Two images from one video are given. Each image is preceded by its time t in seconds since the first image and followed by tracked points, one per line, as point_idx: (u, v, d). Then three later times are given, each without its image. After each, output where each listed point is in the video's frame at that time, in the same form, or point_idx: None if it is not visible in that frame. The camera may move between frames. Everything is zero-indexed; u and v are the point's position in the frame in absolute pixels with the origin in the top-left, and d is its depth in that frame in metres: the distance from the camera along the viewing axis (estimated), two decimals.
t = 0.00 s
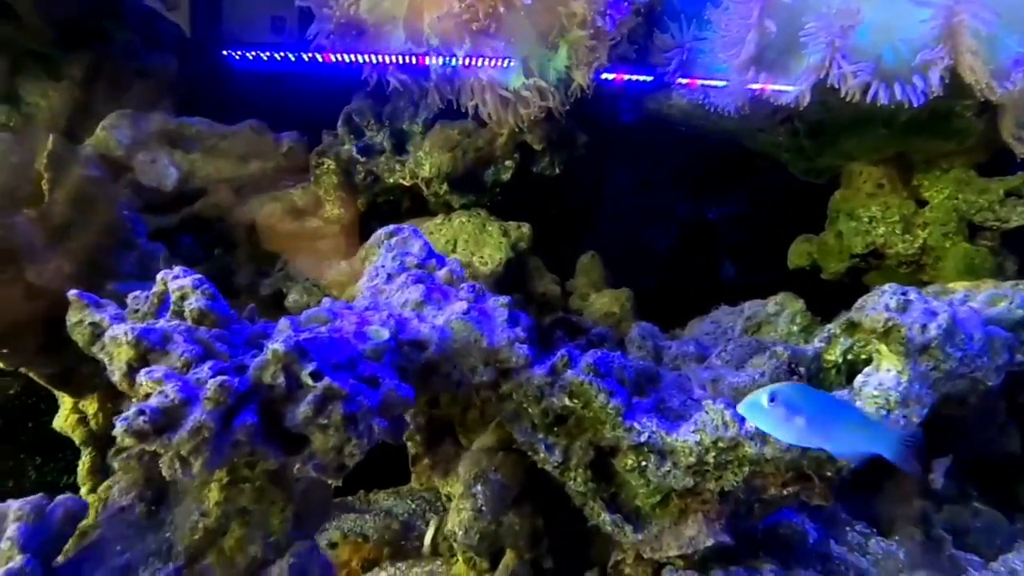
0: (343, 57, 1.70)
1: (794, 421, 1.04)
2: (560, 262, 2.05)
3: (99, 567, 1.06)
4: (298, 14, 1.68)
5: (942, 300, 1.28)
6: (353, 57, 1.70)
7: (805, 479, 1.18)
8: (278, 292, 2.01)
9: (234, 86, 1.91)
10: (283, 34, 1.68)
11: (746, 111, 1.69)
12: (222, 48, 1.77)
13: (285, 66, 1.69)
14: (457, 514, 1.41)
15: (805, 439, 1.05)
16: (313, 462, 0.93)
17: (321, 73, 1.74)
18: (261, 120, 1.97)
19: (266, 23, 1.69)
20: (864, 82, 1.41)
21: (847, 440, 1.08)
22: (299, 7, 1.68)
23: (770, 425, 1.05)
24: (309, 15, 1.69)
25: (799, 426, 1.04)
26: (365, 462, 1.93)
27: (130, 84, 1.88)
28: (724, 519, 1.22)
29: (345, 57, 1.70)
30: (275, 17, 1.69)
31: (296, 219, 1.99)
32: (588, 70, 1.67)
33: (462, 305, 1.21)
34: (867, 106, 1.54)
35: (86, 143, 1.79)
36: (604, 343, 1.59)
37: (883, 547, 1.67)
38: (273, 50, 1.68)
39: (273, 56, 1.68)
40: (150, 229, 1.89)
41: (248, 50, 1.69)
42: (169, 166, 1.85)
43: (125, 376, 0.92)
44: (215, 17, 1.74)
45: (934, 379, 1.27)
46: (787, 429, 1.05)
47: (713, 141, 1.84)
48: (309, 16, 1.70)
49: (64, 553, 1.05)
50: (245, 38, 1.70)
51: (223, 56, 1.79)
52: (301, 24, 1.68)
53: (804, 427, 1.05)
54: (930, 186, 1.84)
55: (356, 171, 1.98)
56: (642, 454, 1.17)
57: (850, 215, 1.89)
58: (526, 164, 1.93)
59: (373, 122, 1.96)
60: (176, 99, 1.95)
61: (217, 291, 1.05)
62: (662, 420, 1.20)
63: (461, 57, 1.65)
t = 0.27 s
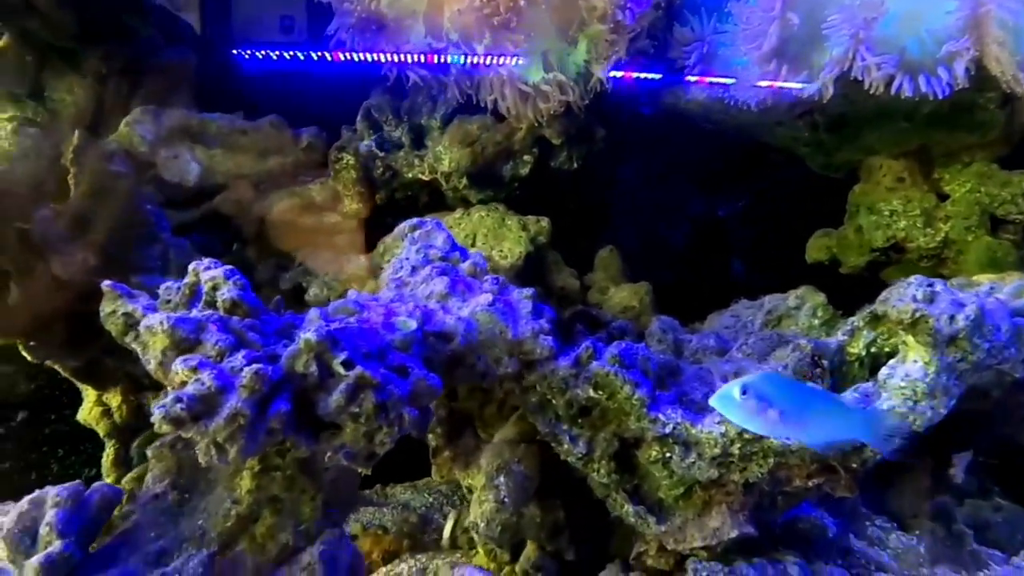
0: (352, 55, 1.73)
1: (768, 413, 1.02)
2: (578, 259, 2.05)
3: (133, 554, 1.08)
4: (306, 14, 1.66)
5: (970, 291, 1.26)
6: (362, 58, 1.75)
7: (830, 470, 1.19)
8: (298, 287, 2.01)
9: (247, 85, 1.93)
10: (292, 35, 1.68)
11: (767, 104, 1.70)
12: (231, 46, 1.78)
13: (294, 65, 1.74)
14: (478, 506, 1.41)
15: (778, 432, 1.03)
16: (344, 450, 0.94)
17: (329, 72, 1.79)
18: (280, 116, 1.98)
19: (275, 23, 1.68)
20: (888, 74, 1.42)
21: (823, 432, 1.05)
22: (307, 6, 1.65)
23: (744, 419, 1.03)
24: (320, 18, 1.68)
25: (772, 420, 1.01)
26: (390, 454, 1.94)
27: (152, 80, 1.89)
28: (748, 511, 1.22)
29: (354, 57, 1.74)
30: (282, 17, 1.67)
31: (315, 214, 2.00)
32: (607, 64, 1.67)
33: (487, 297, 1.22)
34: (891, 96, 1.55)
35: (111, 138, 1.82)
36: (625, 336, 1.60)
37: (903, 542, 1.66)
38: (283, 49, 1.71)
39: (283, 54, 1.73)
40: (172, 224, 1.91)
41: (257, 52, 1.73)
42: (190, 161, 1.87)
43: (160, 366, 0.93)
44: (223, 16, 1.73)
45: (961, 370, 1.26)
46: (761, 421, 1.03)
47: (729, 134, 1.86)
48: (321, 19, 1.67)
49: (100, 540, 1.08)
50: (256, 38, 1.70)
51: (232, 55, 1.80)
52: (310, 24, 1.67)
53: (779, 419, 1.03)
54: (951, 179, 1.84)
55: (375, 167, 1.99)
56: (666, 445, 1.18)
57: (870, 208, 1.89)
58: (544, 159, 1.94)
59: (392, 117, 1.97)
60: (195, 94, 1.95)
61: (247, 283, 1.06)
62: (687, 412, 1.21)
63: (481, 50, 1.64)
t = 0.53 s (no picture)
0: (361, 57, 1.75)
1: (748, 428, 1.00)
2: (594, 259, 2.04)
3: (163, 552, 1.10)
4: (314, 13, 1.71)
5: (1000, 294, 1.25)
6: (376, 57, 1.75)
7: (857, 474, 1.18)
8: (316, 287, 2.00)
9: (262, 88, 1.96)
10: (301, 35, 1.73)
11: (790, 108, 1.70)
12: (240, 48, 1.84)
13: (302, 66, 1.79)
14: (499, 508, 1.41)
15: (760, 446, 1.01)
16: (373, 450, 0.95)
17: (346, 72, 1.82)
18: (298, 116, 2.00)
19: (284, 25, 1.73)
20: (914, 75, 1.42)
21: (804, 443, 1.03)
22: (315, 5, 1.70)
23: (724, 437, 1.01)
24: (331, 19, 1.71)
25: (751, 435, 0.99)
26: (414, 454, 1.97)
27: (174, 82, 1.90)
28: (772, 515, 1.21)
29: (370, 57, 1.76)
30: (292, 18, 1.72)
31: (333, 214, 2.01)
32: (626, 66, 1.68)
33: (510, 298, 1.22)
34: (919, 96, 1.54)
35: (133, 139, 1.83)
36: (645, 338, 1.59)
37: (924, 547, 1.60)
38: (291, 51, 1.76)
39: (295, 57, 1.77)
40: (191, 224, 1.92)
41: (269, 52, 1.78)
42: (210, 163, 1.88)
43: (190, 365, 0.93)
44: (234, 16, 1.80)
45: (991, 374, 1.25)
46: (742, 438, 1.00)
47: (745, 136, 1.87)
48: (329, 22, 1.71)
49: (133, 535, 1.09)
50: (265, 38, 1.77)
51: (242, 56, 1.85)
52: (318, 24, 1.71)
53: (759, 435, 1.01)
54: (973, 182, 1.83)
55: (393, 168, 2.00)
56: (691, 448, 1.18)
57: (892, 210, 1.87)
58: (562, 160, 1.94)
59: (411, 119, 1.97)
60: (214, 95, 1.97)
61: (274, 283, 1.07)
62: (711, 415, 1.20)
63: (502, 49, 1.64)
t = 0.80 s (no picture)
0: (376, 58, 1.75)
1: (753, 441, 1.03)
2: (620, 262, 2.03)
3: (204, 548, 1.09)
4: (328, 16, 1.68)
5: None
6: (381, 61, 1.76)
7: (895, 478, 1.18)
8: (343, 288, 2.01)
9: (282, 92, 1.93)
10: (315, 37, 1.69)
11: (819, 110, 1.70)
12: (255, 51, 1.79)
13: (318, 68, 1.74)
14: (529, 508, 1.42)
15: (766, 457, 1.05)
16: (413, 449, 0.95)
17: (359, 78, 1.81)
18: (327, 120, 1.99)
19: (299, 27, 1.69)
20: (950, 77, 1.41)
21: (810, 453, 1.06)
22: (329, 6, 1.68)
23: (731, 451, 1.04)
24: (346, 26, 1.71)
25: (757, 448, 1.03)
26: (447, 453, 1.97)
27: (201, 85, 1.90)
28: (807, 518, 1.21)
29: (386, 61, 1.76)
30: (306, 20, 1.68)
31: (359, 215, 2.01)
32: (654, 68, 1.68)
33: (545, 299, 1.22)
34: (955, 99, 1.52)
35: (165, 141, 1.85)
36: (674, 340, 1.59)
37: (956, 552, 1.59)
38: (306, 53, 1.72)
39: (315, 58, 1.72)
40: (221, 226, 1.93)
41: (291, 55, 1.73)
42: (239, 164, 1.89)
43: (235, 364, 0.94)
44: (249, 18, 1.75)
45: None
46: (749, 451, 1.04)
47: (772, 138, 1.86)
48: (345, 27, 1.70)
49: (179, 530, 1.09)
50: (279, 42, 1.73)
51: (257, 59, 1.81)
52: (332, 26, 1.69)
53: (765, 447, 1.03)
54: (1005, 184, 1.79)
55: (420, 170, 2.02)
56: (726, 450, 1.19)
57: (922, 213, 1.88)
58: (588, 163, 1.94)
59: (437, 121, 1.99)
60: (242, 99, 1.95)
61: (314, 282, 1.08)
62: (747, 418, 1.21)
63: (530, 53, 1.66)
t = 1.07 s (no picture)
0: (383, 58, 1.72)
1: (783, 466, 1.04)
2: (643, 264, 2.01)
3: (241, 550, 1.08)
4: (340, 17, 1.62)
5: None
6: (389, 61, 1.73)
7: (932, 484, 1.17)
8: (365, 290, 2.00)
9: (302, 92, 1.91)
10: (326, 39, 1.64)
11: (849, 111, 1.69)
12: (268, 53, 1.76)
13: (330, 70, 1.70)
14: (556, 512, 1.42)
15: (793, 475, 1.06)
16: (449, 452, 0.95)
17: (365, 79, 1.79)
18: (350, 122, 2.00)
19: (310, 29, 1.64)
20: (988, 76, 1.39)
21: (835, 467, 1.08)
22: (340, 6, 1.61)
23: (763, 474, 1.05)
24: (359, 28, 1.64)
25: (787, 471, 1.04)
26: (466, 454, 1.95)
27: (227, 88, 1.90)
28: (840, 524, 1.19)
29: (394, 61, 1.74)
30: (318, 22, 1.63)
31: (381, 215, 1.99)
32: (680, 68, 1.67)
33: (576, 302, 1.22)
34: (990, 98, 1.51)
35: (191, 144, 1.86)
36: (701, 343, 1.58)
37: (987, 559, 1.53)
38: (319, 55, 1.68)
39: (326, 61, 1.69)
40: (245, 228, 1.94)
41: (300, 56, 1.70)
42: (264, 166, 1.87)
43: (273, 366, 0.95)
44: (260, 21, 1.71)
45: None
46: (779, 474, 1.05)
47: (791, 138, 1.87)
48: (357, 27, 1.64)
49: (218, 530, 1.09)
50: (295, 44, 1.68)
51: (271, 60, 1.78)
52: (343, 27, 1.62)
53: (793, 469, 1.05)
54: None
55: (443, 171, 2.02)
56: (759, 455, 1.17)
57: (952, 214, 1.86)
58: (611, 164, 1.94)
59: (460, 122, 1.97)
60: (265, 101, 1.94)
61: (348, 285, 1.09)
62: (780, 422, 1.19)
63: (555, 54, 1.66)
